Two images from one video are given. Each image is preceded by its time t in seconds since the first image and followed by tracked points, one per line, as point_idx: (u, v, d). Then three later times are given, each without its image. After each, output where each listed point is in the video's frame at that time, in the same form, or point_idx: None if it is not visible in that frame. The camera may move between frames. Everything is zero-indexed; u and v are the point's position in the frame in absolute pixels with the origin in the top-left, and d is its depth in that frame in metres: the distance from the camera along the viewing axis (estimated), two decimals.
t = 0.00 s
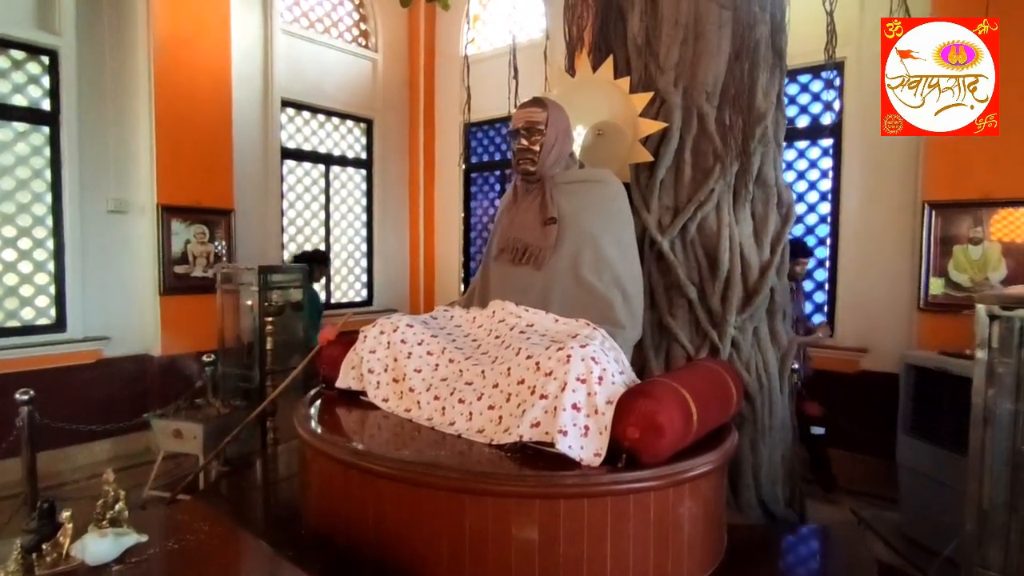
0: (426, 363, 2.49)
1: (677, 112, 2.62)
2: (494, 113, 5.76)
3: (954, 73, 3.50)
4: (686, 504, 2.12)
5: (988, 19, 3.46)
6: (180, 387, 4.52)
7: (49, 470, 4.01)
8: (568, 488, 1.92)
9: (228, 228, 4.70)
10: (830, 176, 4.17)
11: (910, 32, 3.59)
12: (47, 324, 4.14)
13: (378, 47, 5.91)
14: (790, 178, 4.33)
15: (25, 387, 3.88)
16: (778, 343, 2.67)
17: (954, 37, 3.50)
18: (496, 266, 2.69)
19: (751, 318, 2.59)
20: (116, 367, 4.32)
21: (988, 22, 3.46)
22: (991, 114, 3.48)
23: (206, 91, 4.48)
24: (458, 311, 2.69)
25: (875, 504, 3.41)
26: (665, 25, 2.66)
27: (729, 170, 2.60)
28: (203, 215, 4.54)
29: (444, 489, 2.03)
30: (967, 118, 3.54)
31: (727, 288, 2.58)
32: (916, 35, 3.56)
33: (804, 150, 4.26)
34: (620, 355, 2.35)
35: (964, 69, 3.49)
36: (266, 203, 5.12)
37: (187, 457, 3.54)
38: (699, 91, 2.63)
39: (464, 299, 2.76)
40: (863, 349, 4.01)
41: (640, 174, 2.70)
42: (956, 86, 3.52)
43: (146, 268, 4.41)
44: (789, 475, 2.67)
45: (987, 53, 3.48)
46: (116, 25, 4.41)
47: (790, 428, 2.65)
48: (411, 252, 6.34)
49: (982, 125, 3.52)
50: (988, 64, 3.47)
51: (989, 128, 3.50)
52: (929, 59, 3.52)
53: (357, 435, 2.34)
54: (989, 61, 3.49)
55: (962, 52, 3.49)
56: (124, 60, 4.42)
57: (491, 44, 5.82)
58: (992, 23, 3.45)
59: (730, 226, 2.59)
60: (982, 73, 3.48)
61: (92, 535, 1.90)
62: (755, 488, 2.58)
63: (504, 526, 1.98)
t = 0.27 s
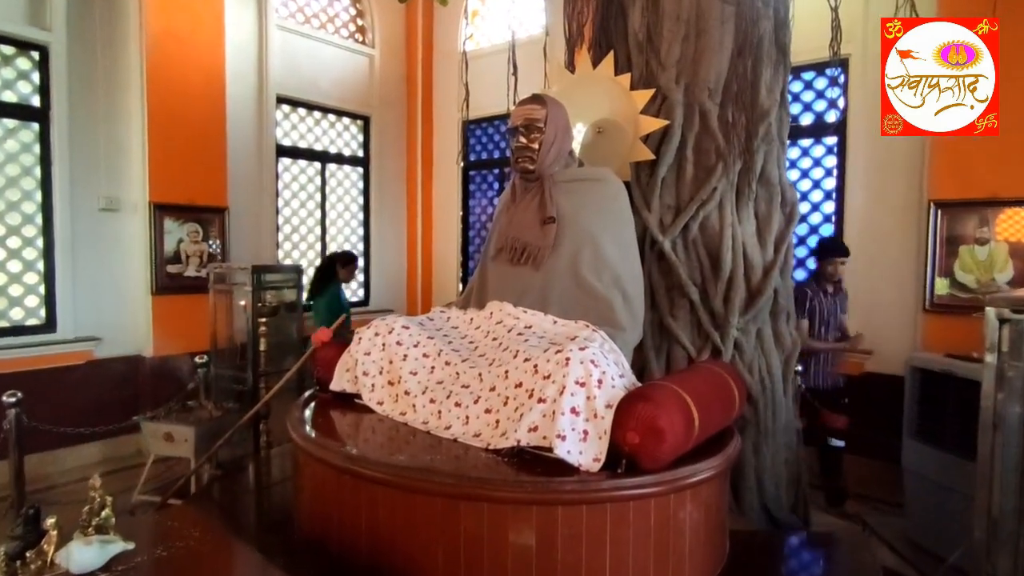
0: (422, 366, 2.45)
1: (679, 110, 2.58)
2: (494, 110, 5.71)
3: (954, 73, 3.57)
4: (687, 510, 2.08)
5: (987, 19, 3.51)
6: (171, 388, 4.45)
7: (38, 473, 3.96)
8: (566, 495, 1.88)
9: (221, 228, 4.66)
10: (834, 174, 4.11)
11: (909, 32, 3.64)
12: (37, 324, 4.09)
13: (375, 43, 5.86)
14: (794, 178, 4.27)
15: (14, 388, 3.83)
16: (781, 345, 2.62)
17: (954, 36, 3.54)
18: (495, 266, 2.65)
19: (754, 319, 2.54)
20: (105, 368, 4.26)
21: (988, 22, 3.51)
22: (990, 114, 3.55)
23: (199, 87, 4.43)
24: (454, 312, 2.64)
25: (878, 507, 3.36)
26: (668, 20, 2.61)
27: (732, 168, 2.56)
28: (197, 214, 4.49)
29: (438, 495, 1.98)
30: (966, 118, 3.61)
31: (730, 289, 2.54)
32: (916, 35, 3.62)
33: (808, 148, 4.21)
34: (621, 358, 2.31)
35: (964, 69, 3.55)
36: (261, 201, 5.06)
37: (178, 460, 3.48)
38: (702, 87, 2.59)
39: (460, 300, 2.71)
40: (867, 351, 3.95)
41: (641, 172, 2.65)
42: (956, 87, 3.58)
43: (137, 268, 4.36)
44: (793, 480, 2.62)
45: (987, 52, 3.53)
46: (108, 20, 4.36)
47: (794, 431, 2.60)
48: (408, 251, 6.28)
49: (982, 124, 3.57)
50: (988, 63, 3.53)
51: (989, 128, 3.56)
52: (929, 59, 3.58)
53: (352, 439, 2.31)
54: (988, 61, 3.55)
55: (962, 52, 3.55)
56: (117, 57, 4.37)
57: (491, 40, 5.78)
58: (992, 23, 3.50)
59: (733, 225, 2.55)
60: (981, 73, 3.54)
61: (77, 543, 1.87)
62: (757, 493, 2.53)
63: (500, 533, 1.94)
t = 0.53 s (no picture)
0: (417, 370, 2.36)
1: (684, 103, 2.49)
2: (492, 105, 5.62)
3: (954, 73, 3.54)
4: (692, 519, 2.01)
5: (988, 18, 3.46)
6: (158, 391, 4.36)
7: (19, 480, 3.86)
8: (566, 504, 1.81)
9: (210, 225, 4.56)
10: (844, 171, 4.01)
11: (909, 32, 3.67)
12: (18, 325, 4.01)
13: (369, 34, 5.76)
14: (802, 174, 4.17)
15: None
16: (789, 347, 2.52)
17: (954, 36, 3.51)
18: (492, 266, 2.55)
19: (761, 321, 2.45)
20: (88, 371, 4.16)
21: (988, 22, 3.46)
22: (990, 114, 3.50)
23: (184, 76, 4.31)
24: (450, 314, 2.55)
25: (886, 515, 3.26)
26: (672, 10, 2.52)
27: (738, 164, 2.47)
28: (184, 212, 4.40)
29: (432, 504, 1.91)
30: (966, 118, 3.56)
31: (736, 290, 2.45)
32: (915, 35, 3.64)
33: (817, 143, 4.11)
34: (623, 362, 2.23)
35: (964, 70, 3.52)
36: (252, 197, 4.96)
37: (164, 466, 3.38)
38: (707, 80, 2.50)
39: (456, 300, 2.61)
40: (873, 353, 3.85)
41: (644, 169, 2.56)
42: (956, 87, 3.55)
43: (122, 267, 4.27)
44: (801, 487, 2.53)
45: (986, 53, 3.47)
46: (92, 12, 4.25)
47: (802, 437, 2.52)
48: (404, 250, 6.17)
49: (982, 125, 3.53)
50: (988, 64, 3.47)
51: (988, 128, 3.51)
52: (929, 59, 3.61)
53: (343, 446, 2.23)
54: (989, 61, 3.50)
55: (962, 52, 3.51)
56: (100, 50, 4.27)
57: (488, 31, 5.69)
58: (992, 23, 3.45)
59: (740, 224, 2.46)
60: (980, 73, 3.49)
61: (54, 556, 1.80)
62: (764, 500, 2.44)
63: (497, 544, 1.86)
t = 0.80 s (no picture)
0: (410, 372, 2.25)
1: (690, 93, 2.38)
2: (487, 96, 5.46)
3: (954, 73, 3.45)
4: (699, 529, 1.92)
5: (988, 19, 3.37)
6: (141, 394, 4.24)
7: None
8: (566, 514, 1.72)
9: (195, 221, 4.46)
10: (857, 165, 3.92)
11: (909, 33, 3.62)
12: None
13: (359, 22, 5.64)
14: (814, 168, 4.07)
15: None
16: (800, 349, 2.41)
17: (954, 36, 3.43)
18: (488, 263, 2.44)
19: (770, 322, 2.35)
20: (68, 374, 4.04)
21: (988, 22, 3.38)
22: (990, 114, 3.38)
23: (167, 64, 4.21)
24: (445, 313, 2.44)
25: (897, 526, 3.13)
26: None
27: (747, 157, 2.36)
28: (167, 206, 4.29)
29: (425, 514, 1.81)
30: (966, 118, 3.45)
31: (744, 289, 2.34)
32: (915, 35, 3.60)
33: (829, 136, 4.01)
34: (626, 364, 2.13)
35: (964, 69, 3.42)
36: (238, 192, 4.84)
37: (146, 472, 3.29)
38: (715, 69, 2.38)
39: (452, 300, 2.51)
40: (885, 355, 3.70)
41: (648, 163, 2.44)
42: (956, 86, 3.46)
43: (103, 265, 4.16)
44: (811, 495, 2.42)
45: (987, 54, 3.37)
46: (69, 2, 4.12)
47: (812, 442, 2.41)
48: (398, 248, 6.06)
49: (982, 125, 3.42)
50: (988, 64, 3.36)
51: (989, 129, 3.40)
52: (929, 59, 3.56)
53: (333, 451, 2.13)
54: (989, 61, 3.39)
55: (962, 52, 3.42)
56: (77, 41, 4.15)
57: (485, 18, 5.56)
58: (992, 23, 3.36)
59: (748, 219, 2.35)
60: (980, 73, 3.38)
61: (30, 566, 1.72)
62: (773, 508, 2.34)
63: (494, 556, 1.77)
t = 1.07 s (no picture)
0: (403, 377, 2.13)
1: (700, 82, 2.25)
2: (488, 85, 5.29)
3: (954, 73, 3.40)
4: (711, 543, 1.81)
5: (989, 19, 3.27)
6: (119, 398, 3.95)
7: None
8: (569, 527, 1.62)
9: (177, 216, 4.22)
10: (876, 157, 3.63)
11: (911, 34, 3.48)
12: None
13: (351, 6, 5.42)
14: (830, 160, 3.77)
15: None
16: (815, 352, 2.28)
17: (953, 36, 3.36)
18: (486, 261, 2.30)
19: (785, 323, 2.22)
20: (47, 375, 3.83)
21: (988, 22, 3.27)
22: (989, 114, 3.29)
23: (149, 48, 3.98)
24: (440, 314, 2.32)
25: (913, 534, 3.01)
26: None
27: (761, 149, 2.23)
28: (148, 201, 4.06)
29: (420, 527, 1.71)
30: (965, 119, 3.37)
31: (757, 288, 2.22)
32: (916, 35, 3.48)
33: (846, 127, 3.72)
34: (633, 369, 2.01)
35: (964, 70, 3.37)
36: (222, 185, 4.60)
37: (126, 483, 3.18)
38: (726, 56, 2.26)
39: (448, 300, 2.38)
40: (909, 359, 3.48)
41: (656, 156, 2.33)
42: (956, 87, 3.40)
43: (80, 264, 3.93)
44: (827, 506, 2.30)
45: (986, 53, 3.30)
46: None
47: (828, 449, 2.29)
48: (392, 246, 5.80)
49: (982, 125, 3.32)
50: (987, 64, 3.31)
51: (989, 129, 3.29)
52: (929, 59, 3.47)
53: (322, 461, 2.01)
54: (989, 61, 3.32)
55: (962, 52, 3.36)
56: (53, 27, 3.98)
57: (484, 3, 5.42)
58: (992, 23, 3.26)
59: (761, 215, 2.22)
60: (980, 73, 3.33)
61: None
62: (787, 519, 2.22)
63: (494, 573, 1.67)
